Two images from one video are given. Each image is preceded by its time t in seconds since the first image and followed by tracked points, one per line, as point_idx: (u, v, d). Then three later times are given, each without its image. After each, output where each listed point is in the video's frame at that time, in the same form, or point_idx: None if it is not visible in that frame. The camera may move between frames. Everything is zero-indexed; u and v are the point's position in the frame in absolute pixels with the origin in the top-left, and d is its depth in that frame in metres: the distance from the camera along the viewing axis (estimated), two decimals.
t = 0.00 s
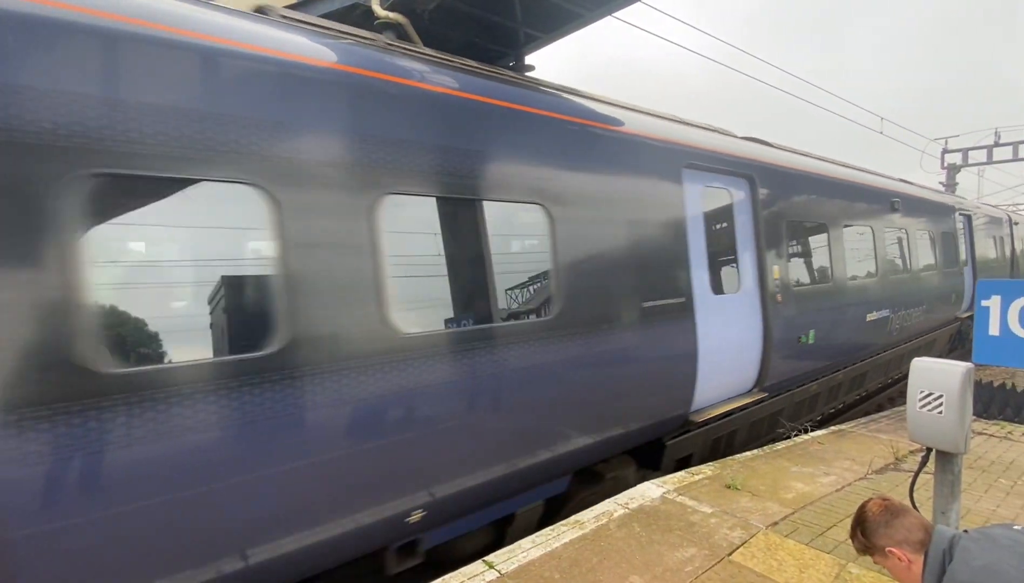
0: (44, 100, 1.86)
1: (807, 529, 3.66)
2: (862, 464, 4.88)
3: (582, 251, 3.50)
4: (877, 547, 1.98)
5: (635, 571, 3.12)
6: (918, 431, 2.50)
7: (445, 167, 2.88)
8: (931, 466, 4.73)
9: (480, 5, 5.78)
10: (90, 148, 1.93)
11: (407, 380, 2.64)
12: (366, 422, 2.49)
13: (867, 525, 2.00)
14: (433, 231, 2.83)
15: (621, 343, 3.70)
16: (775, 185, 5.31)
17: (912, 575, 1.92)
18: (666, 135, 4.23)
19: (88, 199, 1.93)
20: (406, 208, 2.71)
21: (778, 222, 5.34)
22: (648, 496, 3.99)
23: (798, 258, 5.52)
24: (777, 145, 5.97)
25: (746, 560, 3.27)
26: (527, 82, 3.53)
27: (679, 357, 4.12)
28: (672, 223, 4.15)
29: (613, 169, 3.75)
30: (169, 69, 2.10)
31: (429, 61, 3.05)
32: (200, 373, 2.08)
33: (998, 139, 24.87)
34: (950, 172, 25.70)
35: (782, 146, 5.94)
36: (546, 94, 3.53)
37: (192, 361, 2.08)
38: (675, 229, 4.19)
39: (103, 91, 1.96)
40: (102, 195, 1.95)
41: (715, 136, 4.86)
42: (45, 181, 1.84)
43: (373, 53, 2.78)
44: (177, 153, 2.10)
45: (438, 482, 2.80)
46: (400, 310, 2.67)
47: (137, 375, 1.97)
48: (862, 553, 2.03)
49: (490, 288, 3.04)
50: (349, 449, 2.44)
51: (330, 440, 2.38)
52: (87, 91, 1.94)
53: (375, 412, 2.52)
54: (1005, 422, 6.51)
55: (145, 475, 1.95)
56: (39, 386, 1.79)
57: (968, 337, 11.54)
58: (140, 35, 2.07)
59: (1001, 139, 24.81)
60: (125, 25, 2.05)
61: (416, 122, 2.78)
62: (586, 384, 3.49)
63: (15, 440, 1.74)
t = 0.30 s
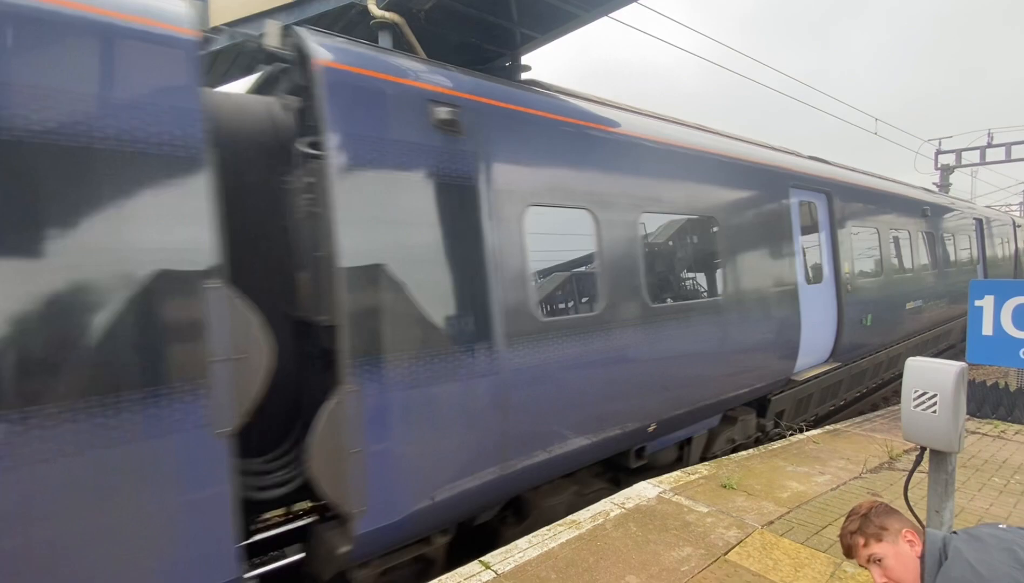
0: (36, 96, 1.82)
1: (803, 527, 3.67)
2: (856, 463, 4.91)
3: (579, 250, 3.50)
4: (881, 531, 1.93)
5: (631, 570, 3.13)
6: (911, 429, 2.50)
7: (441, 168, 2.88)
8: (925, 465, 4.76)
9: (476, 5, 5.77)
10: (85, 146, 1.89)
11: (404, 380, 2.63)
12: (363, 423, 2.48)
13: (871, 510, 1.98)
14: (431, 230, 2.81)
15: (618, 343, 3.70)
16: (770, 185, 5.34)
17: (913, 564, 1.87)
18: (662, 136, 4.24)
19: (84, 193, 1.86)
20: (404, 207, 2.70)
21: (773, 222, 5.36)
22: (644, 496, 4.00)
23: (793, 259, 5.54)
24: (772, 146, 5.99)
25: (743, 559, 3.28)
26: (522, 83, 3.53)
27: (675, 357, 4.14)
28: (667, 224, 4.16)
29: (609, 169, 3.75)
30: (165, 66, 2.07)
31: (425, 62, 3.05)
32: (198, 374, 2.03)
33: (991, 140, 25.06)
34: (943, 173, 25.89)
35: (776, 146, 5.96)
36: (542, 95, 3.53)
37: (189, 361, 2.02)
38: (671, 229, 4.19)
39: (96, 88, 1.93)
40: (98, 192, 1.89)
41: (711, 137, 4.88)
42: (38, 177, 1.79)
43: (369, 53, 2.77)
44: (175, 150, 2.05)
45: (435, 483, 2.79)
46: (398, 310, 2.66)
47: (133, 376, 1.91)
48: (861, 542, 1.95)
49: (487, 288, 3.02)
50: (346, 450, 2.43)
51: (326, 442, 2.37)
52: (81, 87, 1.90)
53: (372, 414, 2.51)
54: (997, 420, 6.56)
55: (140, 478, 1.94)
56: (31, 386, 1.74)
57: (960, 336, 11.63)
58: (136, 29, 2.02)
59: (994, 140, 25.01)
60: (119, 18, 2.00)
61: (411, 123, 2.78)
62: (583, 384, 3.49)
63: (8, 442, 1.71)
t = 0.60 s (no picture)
0: (29, 95, 1.83)
1: (799, 527, 3.69)
2: (852, 463, 4.93)
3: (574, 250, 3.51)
4: (885, 530, 1.96)
5: (628, 570, 3.13)
6: (907, 429, 2.52)
7: (438, 167, 2.88)
8: (920, 464, 4.78)
9: (473, 5, 5.78)
10: (79, 147, 1.92)
11: (397, 380, 2.63)
12: (355, 423, 2.48)
13: (875, 510, 2.01)
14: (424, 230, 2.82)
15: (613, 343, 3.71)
16: (766, 186, 5.35)
17: (915, 564, 1.89)
18: (658, 136, 4.25)
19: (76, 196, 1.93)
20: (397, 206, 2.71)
21: (769, 222, 5.37)
22: (641, 496, 4.00)
23: (789, 259, 5.57)
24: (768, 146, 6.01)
25: (739, 558, 3.29)
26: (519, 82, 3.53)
27: (671, 357, 4.14)
28: (663, 224, 4.16)
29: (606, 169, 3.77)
30: (158, 66, 2.09)
31: (421, 61, 3.05)
32: (189, 372, 2.08)
33: (986, 141, 25.19)
34: (938, 174, 26.00)
35: (772, 147, 5.99)
36: (539, 95, 3.54)
37: (180, 361, 2.07)
38: (667, 229, 4.20)
39: (90, 88, 1.95)
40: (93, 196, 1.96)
41: (707, 137, 4.89)
42: (34, 180, 1.85)
43: (365, 52, 2.77)
44: (168, 152, 2.09)
45: (431, 483, 2.79)
46: (390, 310, 2.67)
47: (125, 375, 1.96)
48: (864, 540, 1.96)
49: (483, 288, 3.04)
50: (339, 451, 2.44)
51: (321, 442, 2.38)
52: (75, 88, 1.92)
53: (365, 414, 2.52)
54: (992, 420, 6.60)
55: (133, 478, 1.94)
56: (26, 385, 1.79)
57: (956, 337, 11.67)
58: (130, 31, 2.05)
59: (989, 141, 25.13)
60: (114, 21, 2.03)
61: (408, 122, 2.78)
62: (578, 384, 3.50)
63: None
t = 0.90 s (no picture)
0: (24, 93, 1.82)
1: (795, 526, 3.70)
2: (848, 462, 4.95)
3: (571, 249, 3.51)
4: (891, 532, 1.97)
5: (626, 570, 3.13)
6: (902, 428, 2.53)
7: (436, 167, 2.88)
8: (915, 463, 4.81)
9: (470, 5, 5.77)
10: (75, 145, 1.90)
11: (394, 381, 2.62)
12: (353, 424, 2.48)
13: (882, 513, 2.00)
14: (420, 230, 2.81)
15: (611, 342, 3.71)
16: (762, 186, 5.37)
17: (918, 567, 1.92)
18: (654, 136, 4.26)
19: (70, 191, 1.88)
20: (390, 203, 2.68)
21: (765, 222, 5.39)
22: (638, 496, 4.01)
23: (785, 259, 5.59)
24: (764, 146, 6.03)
25: (736, 557, 3.29)
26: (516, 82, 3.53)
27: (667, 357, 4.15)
28: (658, 224, 4.17)
29: (602, 168, 3.77)
30: (154, 64, 2.08)
31: (418, 60, 3.04)
32: (185, 372, 2.06)
33: (980, 142, 25.32)
34: (933, 174, 26.12)
35: (768, 148, 6.01)
36: (536, 95, 3.55)
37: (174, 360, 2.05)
38: (663, 229, 4.21)
39: (86, 85, 1.94)
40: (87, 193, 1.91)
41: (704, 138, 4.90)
42: (29, 177, 1.81)
43: (363, 52, 2.77)
44: (166, 151, 2.09)
45: (428, 484, 2.79)
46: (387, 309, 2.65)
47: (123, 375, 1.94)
48: (870, 541, 1.96)
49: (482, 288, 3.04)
50: (337, 452, 2.43)
51: (319, 443, 2.37)
52: (71, 86, 1.91)
53: (362, 415, 2.51)
54: (987, 419, 6.63)
55: (129, 479, 1.92)
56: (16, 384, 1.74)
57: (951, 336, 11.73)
58: (128, 29, 2.03)
59: (983, 142, 25.28)
60: (110, 19, 2.01)
61: (406, 122, 2.78)
62: (575, 385, 3.49)
63: None
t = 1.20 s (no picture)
0: (19, 91, 1.81)
1: (791, 525, 3.71)
2: (844, 462, 4.96)
3: (569, 249, 3.51)
4: (887, 543, 1.97)
5: (623, 570, 3.13)
6: (898, 428, 2.54)
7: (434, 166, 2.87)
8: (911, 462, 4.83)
9: (467, 5, 5.77)
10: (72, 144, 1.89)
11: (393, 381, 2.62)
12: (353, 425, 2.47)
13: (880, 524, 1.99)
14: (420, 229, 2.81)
15: (609, 342, 3.71)
16: (759, 186, 5.39)
17: (914, 576, 1.92)
18: (652, 136, 4.27)
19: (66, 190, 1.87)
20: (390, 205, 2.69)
21: (762, 222, 5.41)
22: (635, 496, 4.01)
23: (781, 259, 5.61)
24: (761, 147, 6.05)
25: (732, 556, 3.30)
26: (514, 82, 3.53)
27: (664, 356, 4.16)
28: (655, 224, 4.18)
29: (600, 168, 3.77)
30: (151, 63, 2.07)
31: (417, 60, 3.04)
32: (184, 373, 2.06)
33: (975, 143, 25.46)
34: (928, 175, 26.23)
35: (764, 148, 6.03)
36: (534, 95, 3.55)
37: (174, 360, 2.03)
38: (660, 229, 4.22)
39: (81, 84, 1.92)
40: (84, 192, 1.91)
41: (702, 138, 4.92)
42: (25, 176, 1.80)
43: (361, 51, 2.76)
44: (162, 150, 2.08)
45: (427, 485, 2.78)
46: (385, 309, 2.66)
47: (119, 375, 1.93)
48: (867, 552, 1.96)
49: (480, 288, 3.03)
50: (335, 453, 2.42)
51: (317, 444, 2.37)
52: (66, 84, 1.90)
53: (362, 415, 2.51)
54: (981, 419, 6.67)
55: (125, 481, 1.91)
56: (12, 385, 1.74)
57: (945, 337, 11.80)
58: (125, 28, 2.02)
59: (977, 143, 25.40)
60: (108, 17, 2.00)
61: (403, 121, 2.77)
62: (573, 385, 3.49)
63: None
